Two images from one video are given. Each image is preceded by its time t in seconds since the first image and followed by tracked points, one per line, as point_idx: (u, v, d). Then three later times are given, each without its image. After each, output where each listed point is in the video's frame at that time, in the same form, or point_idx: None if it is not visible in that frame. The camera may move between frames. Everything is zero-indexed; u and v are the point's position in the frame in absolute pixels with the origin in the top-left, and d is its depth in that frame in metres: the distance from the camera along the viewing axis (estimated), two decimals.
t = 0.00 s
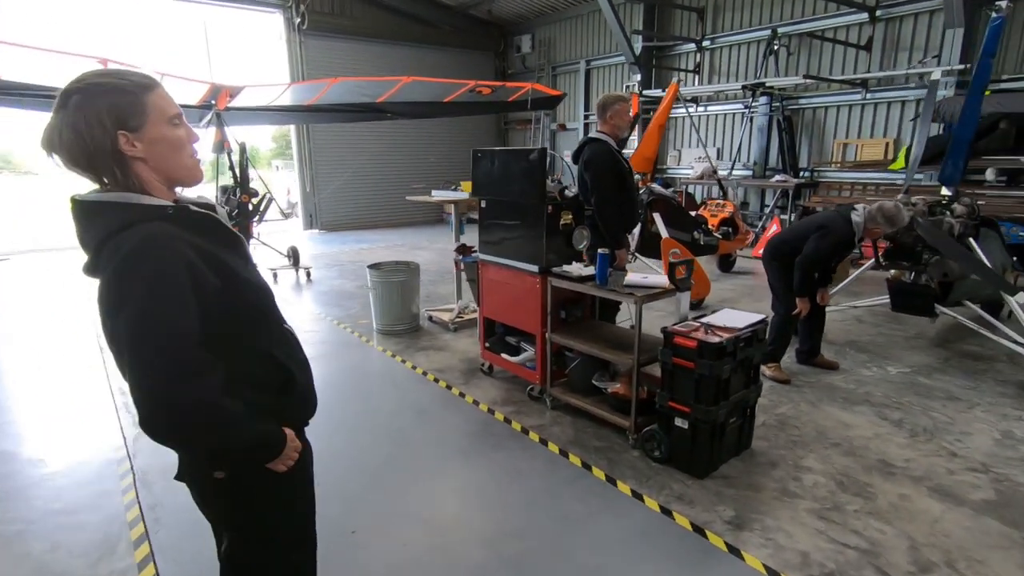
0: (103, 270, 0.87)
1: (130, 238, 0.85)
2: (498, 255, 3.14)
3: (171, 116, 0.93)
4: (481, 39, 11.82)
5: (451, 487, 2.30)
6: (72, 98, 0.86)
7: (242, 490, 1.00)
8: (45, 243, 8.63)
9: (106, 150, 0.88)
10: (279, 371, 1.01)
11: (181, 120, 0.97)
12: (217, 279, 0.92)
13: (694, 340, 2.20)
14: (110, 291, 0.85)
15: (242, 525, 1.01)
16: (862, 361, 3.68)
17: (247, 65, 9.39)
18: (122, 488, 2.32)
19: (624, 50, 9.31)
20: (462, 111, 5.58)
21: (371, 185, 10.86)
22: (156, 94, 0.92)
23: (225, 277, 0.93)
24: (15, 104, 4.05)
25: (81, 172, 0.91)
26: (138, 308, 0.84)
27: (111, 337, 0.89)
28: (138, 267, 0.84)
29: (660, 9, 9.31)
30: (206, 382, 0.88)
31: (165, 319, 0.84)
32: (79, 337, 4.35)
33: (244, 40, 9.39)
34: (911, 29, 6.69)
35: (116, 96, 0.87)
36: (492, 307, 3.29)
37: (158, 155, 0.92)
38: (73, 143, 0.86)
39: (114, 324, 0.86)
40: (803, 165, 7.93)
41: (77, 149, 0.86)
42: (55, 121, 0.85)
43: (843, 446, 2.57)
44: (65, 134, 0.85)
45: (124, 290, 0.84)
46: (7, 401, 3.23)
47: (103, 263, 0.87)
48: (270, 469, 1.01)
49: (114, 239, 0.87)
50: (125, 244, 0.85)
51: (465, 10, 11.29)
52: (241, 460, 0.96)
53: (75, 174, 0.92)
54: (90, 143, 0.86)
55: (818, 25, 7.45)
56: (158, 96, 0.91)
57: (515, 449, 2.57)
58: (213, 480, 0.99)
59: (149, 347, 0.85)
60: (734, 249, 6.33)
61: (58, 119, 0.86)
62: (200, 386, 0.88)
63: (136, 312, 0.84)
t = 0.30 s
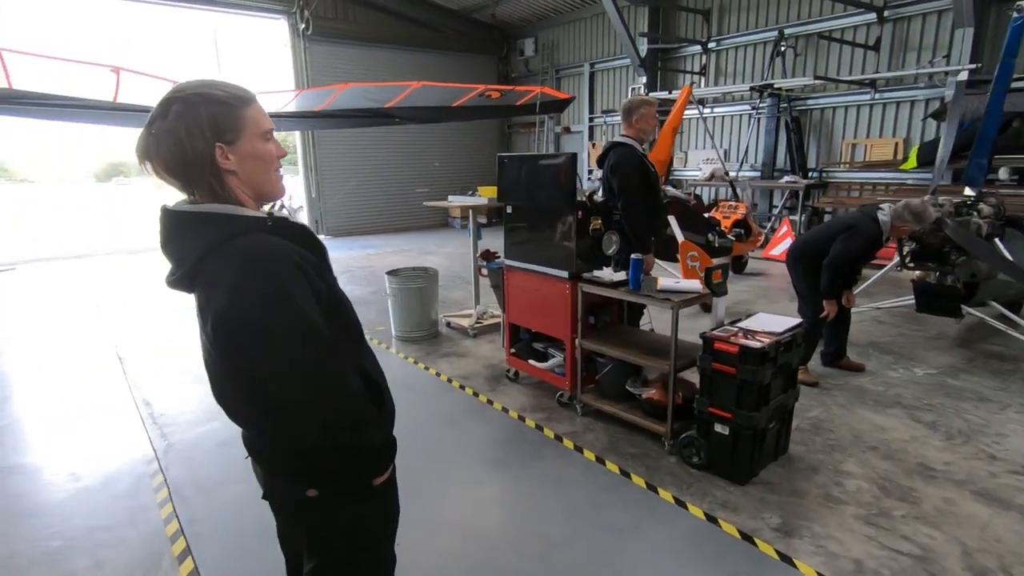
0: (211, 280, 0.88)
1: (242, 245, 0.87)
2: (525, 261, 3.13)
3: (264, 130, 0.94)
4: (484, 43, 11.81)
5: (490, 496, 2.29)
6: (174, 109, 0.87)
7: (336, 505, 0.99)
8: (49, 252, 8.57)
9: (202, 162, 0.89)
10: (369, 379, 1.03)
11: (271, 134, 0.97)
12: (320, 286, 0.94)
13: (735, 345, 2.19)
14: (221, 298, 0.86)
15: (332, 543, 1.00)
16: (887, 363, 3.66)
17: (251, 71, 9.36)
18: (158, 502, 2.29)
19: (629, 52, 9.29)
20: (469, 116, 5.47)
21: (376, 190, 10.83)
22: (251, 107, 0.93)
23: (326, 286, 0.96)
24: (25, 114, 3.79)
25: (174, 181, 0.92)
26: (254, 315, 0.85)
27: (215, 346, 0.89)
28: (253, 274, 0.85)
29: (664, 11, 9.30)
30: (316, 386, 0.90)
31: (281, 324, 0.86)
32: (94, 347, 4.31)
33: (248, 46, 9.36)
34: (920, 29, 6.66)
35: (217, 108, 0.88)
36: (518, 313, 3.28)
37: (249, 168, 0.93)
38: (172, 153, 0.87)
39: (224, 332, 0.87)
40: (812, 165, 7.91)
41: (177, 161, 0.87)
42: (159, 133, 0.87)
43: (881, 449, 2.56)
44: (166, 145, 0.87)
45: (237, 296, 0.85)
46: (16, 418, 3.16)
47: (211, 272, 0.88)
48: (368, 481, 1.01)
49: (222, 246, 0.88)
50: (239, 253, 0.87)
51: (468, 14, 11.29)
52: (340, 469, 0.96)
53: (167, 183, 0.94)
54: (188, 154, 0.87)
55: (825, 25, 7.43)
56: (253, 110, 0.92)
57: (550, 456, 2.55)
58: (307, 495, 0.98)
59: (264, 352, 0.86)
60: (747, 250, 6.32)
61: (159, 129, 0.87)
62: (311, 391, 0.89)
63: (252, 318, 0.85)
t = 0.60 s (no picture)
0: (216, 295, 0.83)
1: (251, 257, 0.83)
2: (501, 264, 3.12)
3: (256, 133, 0.88)
4: (450, 39, 11.70)
5: (468, 502, 2.27)
6: (159, 112, 0.80)
7: (349, 521, 0.97)
8: None
9: (194, 170, 0.82)
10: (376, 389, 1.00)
11: (264, 137, 0.91)
12: (331, 296, 0.91)
13: (712, 353, 2.23)
14: (231, 315, 0.81)
15: (345, 561, 0.97)
16: (843, 369, 3.82)
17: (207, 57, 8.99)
18: (117, 511, 2.16)
19: (595, 57, 9.39)
20: (438, 113, 5.34)
21: (337, 185, 10.57)
22: (241, 108, 0.86)
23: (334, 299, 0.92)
24: None
25: (162, 193, 0.85)
26: (266, 331, 0.81)
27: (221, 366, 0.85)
28: (267, 288, 0.81)
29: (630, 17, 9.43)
30: (331, 402, 0.87)
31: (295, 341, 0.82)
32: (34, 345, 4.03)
33: (205, 30, 8.99)
34: (872, 48, 6.96)
35: (206, 111, 0.81)
36: (492, 317, 3.26)
37: (243, 175, 0.87)
38: (160, 161, 0.80)
39: (232, 350, 0.82)
40: (769, 175, 8.17)
41: (167, 169, 0.80)
42: (146, 139, 0.79)
43: (843, 453, 2.66)
44: (154, 154, 0.79)
45: (250, 311, 0.81)
46: None
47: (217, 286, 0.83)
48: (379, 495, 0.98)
49: (228, 260, 0.83)
50: (248, 266, 0.82)
51: (434, 10, 11.18)
52: (354, 484, 0.94)
53: (153, 194, 0.86)
54: (179, 162, 0.80)
55: (784, 39, 7.69)
56: (245, 111, 0.86)
57: (526, 461, 2.55)
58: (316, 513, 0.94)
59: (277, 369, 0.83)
60: (709, 256, 6.47)
61: (146, 136, 0.79)
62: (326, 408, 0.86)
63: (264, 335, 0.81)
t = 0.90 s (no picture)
0: (135, 321, 0.70)
1: (178, 276, 0.71)
2: (436, 264, 3.02)
3: (192, 124, 0.77)
4: (374, 27, 11.30)
5: (405, 512, 2.17)
6: (70, 93, 0.67)
7: (297, 563, 0.87)
8: None
9: (115, 165, 0.70)
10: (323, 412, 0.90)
11: (201, 131, 0.80)
12: (277, 318, 0.80)
13: (651, 355, 2.26)
14: (152, 345, 0.69)
15: None
16: (759, 366, 4.03)
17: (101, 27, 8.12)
18: None
19: (523, 55, 9.38)
20: (364, 104, 5.09)
21: (250, 173, 9.92)
22: (176, 97, 0.75)
23: (281, 319, 0.81)
24: None
25: (73, 189, 0.72)
26: (198, 362, 0.70)
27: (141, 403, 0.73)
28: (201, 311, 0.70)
29: (558, 18, 9.51)
30: (277, 439, 0.76)
31: (232, 372, 0.71)
32: None
33: None
34: (781, 63, 7.40)
35: (132, 96, 0.69)
36: (425, 318, 3.15)
37: (176, 172, 0.75)
38: (73, 152, 0.67)
39: (155, 386, 0.70)
40: (687, 179, 8.51)
41: (82, 163, 0.68)
42: (55, 126, 0.67)
43: (765, 449, 2.80)
44: (64, 145, 0.67)
45: (180, 339, 0.69)
46: None
47: (136, 310, 0.70)
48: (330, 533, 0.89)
49: (150, 279, 0.71)
50: (175, 287, 0.70)
51: None
52: (304, 526, 0.84)
53: (62, 191, 0.73)
54: (96, 156, 0.68)
55: (703, 50, 8.03)
56: (179, 100, 0.75)
57: (463, 467, 2.48)
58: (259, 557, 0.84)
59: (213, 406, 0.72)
60: (633, 256, 6.66)
61: (52, 122, 0.67)
62: (271, 446, 0.76)
63: (195, 368, 0.70)
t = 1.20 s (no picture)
0: (101, 355, 0.61)
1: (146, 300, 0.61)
2: (401, 270, 2.92)
3: (160, 126, 0.68)
4: (317, 28, 10.98)
5: (382, 530, 2.07)
6: (16, 89, 0.57)
7: None
8: None
9: (74, 170, 0.60)
10: (314, 443, 0.82)
11: (170, 134, 0.71)
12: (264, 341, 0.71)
13: (627, 356, 2.25)
14: (124, 378, 0.60)
15: None
16: (721, 361, 4.11)
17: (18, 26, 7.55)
18: None
19: (472, 56, 9.32)
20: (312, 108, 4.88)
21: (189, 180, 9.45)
22: (141, 94, 0.66)
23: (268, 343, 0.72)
24: None
25: (21, 200, 0.62)
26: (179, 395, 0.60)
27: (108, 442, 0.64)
28: (182, 337, 0.61)
29: (506, 20, 9.50)
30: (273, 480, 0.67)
31: (215, 412, 0.62)
32: None
33: None
34: (725, 65, 7.63)
35: (92, 91, 0.60)
36: (390, 326, 3.05)
37: (142, 178, 0.66)
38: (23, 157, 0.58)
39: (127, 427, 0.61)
40: (639, 179, 8.65)
41: (33, 169, 0.58)
42: None
43: (736, 443, 2.84)
44: (10, 146, 0.57)
45: (157, 370, 0.60)
46: None
47: (102, 342, 0.61)
48: None
49: (118, 304, 0.62)
50: (144, 314, 0.60)
51: None
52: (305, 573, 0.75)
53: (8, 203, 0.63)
54: (52, 158, 0.59)
55: (650, 52, 8.18)
56: (146, 98, 0.66)
57: (438, 480, 2.40)
58: None
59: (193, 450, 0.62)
60: (590, 256, 6.70)
61: None
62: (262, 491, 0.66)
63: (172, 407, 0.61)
